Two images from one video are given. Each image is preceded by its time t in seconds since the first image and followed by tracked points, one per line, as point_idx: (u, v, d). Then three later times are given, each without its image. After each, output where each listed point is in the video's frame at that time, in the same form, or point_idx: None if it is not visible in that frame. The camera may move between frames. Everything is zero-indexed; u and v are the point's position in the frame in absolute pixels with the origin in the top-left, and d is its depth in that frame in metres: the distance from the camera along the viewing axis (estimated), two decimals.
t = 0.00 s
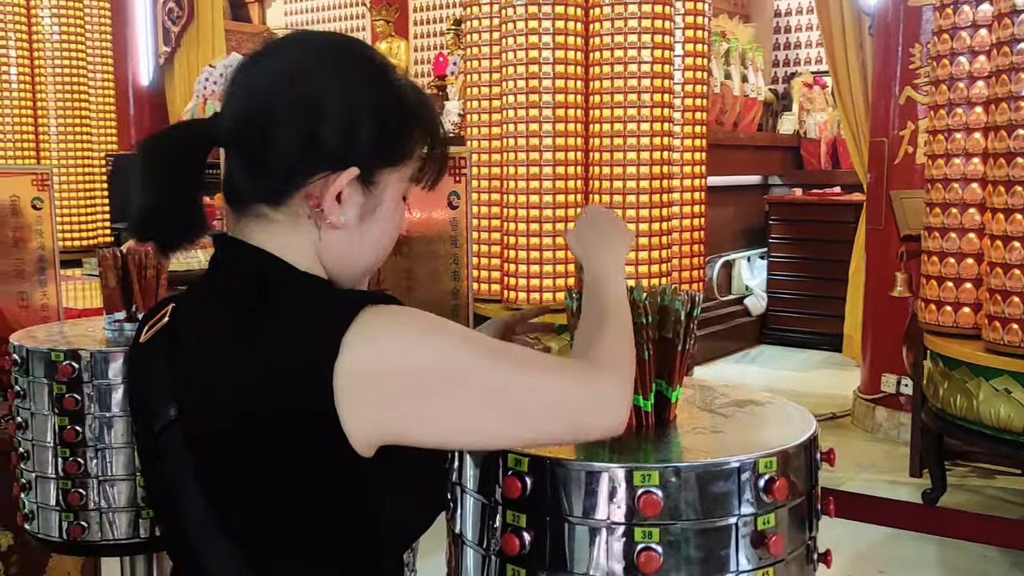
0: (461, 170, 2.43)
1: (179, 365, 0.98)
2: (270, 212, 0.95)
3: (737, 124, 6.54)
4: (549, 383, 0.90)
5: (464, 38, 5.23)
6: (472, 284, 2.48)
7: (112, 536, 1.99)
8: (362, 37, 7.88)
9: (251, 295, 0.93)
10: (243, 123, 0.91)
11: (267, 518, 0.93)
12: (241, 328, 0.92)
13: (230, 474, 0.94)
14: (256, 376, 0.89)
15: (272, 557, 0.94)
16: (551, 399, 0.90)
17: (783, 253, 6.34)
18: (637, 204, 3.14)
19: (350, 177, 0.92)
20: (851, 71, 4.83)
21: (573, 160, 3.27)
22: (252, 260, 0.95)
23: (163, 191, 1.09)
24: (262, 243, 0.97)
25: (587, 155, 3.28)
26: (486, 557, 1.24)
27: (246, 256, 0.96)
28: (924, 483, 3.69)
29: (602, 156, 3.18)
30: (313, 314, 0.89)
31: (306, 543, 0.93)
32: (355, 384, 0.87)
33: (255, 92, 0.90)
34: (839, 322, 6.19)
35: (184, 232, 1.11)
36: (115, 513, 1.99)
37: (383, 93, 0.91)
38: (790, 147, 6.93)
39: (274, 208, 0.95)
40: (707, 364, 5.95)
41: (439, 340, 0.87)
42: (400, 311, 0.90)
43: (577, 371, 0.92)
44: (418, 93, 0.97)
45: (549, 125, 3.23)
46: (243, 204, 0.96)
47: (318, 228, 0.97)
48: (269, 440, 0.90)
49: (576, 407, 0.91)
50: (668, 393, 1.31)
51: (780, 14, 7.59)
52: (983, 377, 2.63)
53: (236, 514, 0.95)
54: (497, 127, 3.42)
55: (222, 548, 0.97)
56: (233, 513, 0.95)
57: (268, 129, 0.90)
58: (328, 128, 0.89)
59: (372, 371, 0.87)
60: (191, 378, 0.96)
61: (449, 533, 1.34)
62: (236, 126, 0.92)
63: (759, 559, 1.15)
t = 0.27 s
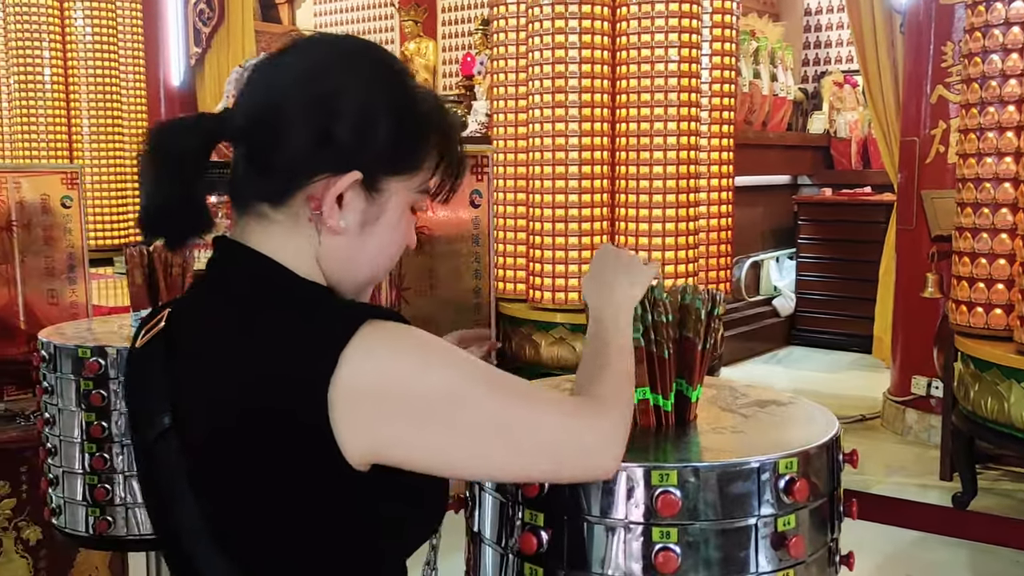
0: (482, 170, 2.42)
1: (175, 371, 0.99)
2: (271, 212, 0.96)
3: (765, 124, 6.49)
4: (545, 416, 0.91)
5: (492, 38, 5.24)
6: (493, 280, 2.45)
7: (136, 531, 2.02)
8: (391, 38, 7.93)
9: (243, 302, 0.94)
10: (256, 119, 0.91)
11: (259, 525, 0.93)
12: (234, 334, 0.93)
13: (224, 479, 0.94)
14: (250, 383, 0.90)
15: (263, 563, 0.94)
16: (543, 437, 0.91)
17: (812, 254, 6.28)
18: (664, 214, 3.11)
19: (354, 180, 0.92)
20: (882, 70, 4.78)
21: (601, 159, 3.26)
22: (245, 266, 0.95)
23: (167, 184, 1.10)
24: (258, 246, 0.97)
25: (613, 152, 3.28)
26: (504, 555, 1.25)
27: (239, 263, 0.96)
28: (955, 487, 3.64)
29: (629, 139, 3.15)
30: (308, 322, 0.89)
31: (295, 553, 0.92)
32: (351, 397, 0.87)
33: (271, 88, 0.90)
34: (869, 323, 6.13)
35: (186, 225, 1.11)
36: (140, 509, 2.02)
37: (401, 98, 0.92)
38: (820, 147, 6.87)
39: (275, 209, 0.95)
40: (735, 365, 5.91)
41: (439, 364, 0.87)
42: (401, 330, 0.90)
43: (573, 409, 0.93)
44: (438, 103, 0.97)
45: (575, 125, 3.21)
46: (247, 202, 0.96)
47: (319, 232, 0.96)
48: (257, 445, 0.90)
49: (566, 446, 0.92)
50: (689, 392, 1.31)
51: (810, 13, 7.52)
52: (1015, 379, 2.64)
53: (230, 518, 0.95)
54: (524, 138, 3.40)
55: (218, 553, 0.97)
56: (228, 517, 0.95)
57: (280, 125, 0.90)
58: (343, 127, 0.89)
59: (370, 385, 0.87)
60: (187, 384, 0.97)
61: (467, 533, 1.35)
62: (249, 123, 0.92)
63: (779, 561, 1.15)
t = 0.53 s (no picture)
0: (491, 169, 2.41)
1: (130, 381, 0.99)
2: (226, 219, 0.97)
3: (781, 123, 6.46)
4: (498, 404, 0.90)
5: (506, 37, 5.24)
6: (502, 277, 2.46)
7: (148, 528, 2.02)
8: (406, 39, 7.93)
9: (195, 312, 0.95)
10: (215, 121, 0.92)
11: (210, 535, 0.93)
12: (189, 343, 0.94)
13: (174, 490, 0.94)
14: (204, 391, 0.91)
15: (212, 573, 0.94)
16: (497, 420, 0.90)
17: (827, 254, 6.24)
18: (676, 221, 3.11)
19: (309, 184, 0.92)
20: (899, 69, 4.75)
21: (614, 156, 3.24)
22: (198, 276, 0.97)
23: (123, 183, 1.08)
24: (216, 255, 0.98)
25: (626, 151, 3.25)
26: (510, 553, 1.25)
27: (190, 275, 0.97)
28: (971, 488, 3.61)
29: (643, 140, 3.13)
30: (258, 328, 0.91)
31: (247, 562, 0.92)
32: (297, 401, 0.88)
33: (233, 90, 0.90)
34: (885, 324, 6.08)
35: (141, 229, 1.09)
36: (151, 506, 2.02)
37: (368, 103, 0.92)
38: (836, 146, 6.83)
39: (229, 215, 0.96)
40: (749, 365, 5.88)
41: (384, 360, 0.88)
42: (348, 328, 0.91)
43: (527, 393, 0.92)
44: (407, 111, 0.98)
45: (588, 122, 3.20)
46: (204, 208, 0.97)
47: (273, 239, 0.97)
48: (207, 453, 0.91)
49: (519, 433, 0.91)
50: (696, 389, 1.31)
51: (826, 11, 7.47)
52: None
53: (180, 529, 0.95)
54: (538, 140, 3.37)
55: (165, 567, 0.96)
56: (178, 530, 0.95)
57: (239, 127, 0.90)
58: (304, 130, 0.89)
59: (315, 389, 0.88)
60: (142, 394, 0.97)
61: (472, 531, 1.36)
62: (208, 125, 0.93)
63: (786, 559, 1.16)
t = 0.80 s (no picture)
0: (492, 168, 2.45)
1: (77, 381, 1.00)
2: (167, 220, 0.97)
3: (787, 122, 6.44)
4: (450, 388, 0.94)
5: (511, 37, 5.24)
6: (501, 277, 2.50)
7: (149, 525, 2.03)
8: (412, 39, 7.93)
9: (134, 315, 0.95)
10: (156, 120, 0.92)
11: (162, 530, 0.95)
12: (129, 343, 0.94)
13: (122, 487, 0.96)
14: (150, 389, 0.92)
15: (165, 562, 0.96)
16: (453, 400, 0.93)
17: (834, 254, 6.23)
18: (681, 222, 3.15)
19: (248, 185, 0.93)
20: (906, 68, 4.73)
21: (619, 156, 3.23)
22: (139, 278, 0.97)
23: (59, 188, 1.08)
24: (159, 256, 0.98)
25: (631, 151, 3.26)
26: (508, 551, 1.26)
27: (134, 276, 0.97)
28: (977, 489, 3.60)
29: (648, 138, 3.17)
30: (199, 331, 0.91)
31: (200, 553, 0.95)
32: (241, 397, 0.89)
33: (174, 90, 0.91)
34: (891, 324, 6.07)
35: (73, 231, 1.09)
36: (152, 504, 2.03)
37: (307, 102, 0.93)
38: (843, 146, 6.81)
39: (170, 215, 0.97)
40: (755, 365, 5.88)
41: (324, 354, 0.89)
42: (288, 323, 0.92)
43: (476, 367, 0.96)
44: (346, 108, 0.99)
45: (593, 122, 3.19)
46: (145, 207, 0.98)
47: (215, 238, 0.98)
48: (156, 450, 0.92)
49: (474, 408, 0.94)
50: (694, 387, 1.31)
51: (833, 11, 7.46)
52: None
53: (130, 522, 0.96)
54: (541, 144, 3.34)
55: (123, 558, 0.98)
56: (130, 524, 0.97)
57: (180, 125, 0.91)
58: (245, 130, 0.90)
59: (261, 386, 0.89)
60: (89, 391, 0.97)
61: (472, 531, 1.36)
62: (150, 123, 0.93)
63: (783, 558, 1.16)
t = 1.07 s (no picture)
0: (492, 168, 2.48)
1: (25, 365, 1.01)
2: (116, 208, 1.01)
3: (789, 122, 6.44)
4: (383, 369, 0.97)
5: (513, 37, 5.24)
6: (501, 277, 2.53)
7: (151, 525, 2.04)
8: (415, 39, 7.93)
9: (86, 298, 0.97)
10: (97, 114, 0.96)
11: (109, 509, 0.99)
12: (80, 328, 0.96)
13: (69, 469, 0.99)
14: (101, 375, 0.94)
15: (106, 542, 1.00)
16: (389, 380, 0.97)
17: (836, 254, 6.23)
18: (682, 222, 3.16)
19: (192, 170, 0.98)
20: (907, 68, 4.73)
21: (620, 157, 3.24)
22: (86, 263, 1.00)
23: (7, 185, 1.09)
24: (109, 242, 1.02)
25: (632, 151, 3.27)
26: (506, 548, 1.27)
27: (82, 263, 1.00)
28: (979, 488, 3.61)
29: (649, 138, 3.18)
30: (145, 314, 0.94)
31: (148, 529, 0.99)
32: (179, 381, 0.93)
33: (112, 84, 0.95)
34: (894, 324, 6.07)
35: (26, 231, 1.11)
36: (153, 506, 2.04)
37: (241, 91, 0.98)
38: (845, 146, 6.81)
39: (119, 203, 1.01)
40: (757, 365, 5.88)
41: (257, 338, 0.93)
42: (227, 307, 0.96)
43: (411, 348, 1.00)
44: (279, 94, 1.05)
45: (594, 122, 3.19)
46: (93, 198, 1.01)
47: (164, 223, 1.02)
48: (104, 433, 0.96)
49: (411, 387, 0.98)
50: (690, 386, 1.32)
51: (836, 11, 7.46)
52: None
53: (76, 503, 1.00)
54: (543, 147, 3.35)
55: (70, 536, 1.02)
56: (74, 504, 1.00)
57: (121, 119, 0.95)
58: (183, 121, 0.95)
59: (200, 374, 0.93)
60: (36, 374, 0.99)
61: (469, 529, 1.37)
62: (91, 117, 0.97)
63: (778, 555, 1.17)
